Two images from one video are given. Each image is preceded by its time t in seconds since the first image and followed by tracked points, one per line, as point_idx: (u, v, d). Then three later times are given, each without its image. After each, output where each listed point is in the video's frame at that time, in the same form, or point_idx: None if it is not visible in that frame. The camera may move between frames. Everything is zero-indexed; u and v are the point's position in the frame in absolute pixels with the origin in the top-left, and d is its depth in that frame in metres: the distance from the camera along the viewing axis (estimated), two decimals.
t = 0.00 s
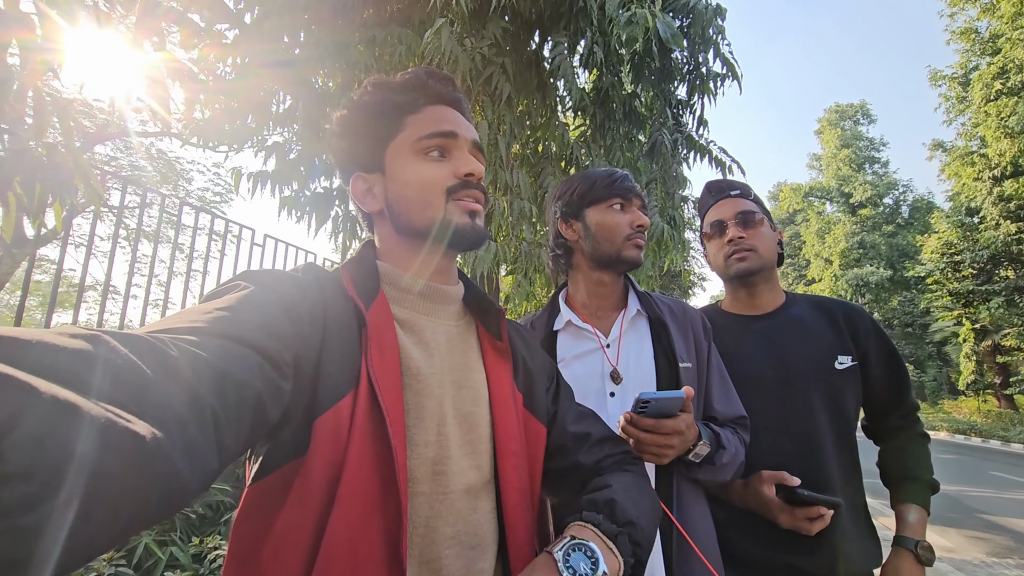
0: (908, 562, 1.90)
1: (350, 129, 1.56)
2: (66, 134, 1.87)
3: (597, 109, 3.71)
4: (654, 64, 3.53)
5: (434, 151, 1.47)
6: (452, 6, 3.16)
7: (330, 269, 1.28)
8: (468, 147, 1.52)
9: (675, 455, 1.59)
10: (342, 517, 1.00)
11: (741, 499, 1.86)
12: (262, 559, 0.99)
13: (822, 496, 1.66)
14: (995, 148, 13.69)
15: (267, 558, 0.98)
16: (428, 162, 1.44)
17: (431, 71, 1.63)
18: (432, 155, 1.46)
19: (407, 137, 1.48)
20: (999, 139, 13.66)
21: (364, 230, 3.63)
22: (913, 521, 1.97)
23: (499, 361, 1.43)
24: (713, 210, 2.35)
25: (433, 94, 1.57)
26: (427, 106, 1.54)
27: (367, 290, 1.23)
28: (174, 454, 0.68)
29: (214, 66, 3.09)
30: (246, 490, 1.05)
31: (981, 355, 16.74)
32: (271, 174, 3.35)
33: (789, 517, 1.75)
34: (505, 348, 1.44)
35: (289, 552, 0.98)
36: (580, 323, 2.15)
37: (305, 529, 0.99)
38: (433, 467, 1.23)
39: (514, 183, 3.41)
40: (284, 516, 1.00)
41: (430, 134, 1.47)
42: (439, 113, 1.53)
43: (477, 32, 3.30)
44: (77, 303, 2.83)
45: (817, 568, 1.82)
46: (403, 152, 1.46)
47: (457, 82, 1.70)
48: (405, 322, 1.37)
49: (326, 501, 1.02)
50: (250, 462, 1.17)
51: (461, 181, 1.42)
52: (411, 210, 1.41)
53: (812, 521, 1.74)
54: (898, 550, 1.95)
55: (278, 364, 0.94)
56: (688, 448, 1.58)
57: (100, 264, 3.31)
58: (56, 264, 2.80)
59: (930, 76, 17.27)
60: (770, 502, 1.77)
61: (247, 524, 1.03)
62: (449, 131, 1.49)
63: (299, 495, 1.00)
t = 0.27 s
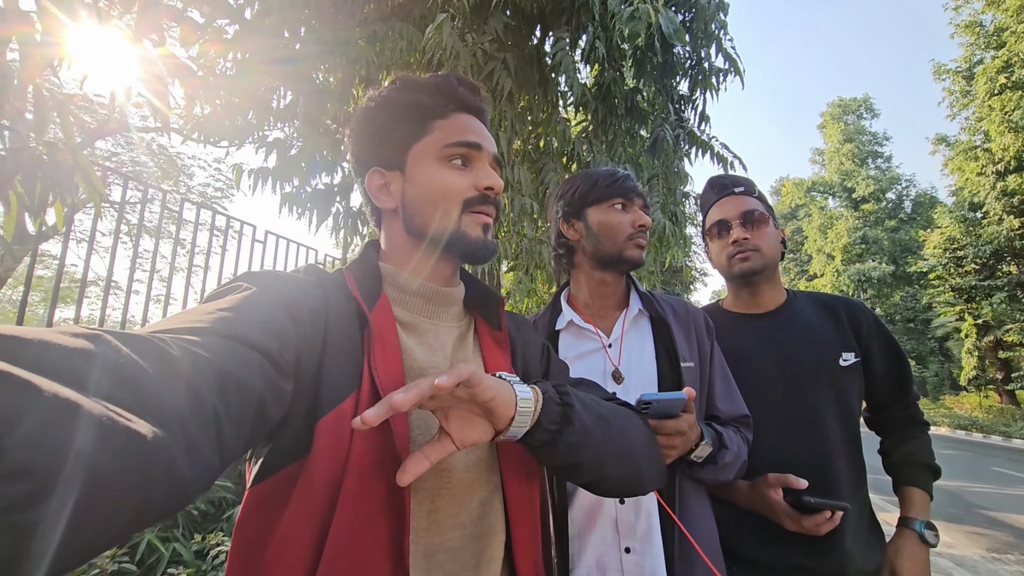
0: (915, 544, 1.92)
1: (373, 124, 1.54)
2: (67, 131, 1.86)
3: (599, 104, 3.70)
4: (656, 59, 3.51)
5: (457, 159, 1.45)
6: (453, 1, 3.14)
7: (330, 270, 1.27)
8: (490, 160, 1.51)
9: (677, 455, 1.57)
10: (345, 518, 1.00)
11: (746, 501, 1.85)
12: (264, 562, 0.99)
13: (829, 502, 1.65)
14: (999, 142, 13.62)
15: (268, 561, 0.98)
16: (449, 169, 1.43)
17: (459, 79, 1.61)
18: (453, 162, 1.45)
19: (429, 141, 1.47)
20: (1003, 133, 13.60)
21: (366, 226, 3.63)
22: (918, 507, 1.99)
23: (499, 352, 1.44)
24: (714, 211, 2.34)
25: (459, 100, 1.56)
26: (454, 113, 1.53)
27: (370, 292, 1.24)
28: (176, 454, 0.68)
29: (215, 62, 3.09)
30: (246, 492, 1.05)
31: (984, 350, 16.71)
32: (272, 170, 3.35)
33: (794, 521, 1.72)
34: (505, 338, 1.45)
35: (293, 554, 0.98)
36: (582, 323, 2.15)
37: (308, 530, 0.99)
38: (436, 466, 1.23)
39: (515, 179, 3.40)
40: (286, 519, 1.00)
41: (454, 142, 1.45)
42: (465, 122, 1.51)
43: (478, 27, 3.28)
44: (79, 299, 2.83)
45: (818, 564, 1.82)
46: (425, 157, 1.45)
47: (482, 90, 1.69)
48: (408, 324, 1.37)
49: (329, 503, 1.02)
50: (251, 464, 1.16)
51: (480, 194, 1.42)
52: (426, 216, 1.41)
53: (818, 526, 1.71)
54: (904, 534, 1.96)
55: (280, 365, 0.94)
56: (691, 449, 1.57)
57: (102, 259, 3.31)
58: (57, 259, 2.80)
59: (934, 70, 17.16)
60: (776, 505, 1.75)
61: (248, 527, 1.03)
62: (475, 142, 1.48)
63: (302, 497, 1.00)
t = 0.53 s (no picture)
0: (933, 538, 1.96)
1: (353, 136, 1.52)
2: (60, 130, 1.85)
3: (596, 102, 3.70)
4: (652, 57, 3.51)
5: (431, 160, 1.42)
6: None
7: (326, 277, 1.28)
8: (467, 155, 1.46)
9: (676, 459, 1.59)
10: (341, 527, 1.01)
11: (753, 506, 1.86)
12: (263, 569, 1.00)
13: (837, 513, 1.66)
14: (995, 138, 13.67)
15: (267, 569, 0.99)
16: (424, 172, 1.40)
17: (432, 77, 1.58)
18: (429, 165, 1.42)
19: (405, 146, 1.45)
20: (998, 129, 13.64)
21: (362, 224, 3.62)
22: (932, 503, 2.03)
23: (495, 355, 1.44)
24: (721, 212, 2.34)
25: (436, 99, 1.52)
26: (425, 113, 1.49)
27: (365, 296, 1.24)
28: (170, 465, 0.68)
29: (209, 60, 3.07)
30: (244, 499, 1.05)
31: (979, 345, 16.79)
32: (267, 170, 3.34)
33: (803, 530, 1.76)
34: (501, 341, 1.46)
35: (289, 564, 0.99)
36: (581, 325, 2.14)
37: (305, 538, 1.00)
38: (433, 472, 1.23)
39: (512, 178, 3.40)
40: (283, 527, 1.00)
41: (428, 143, 1.43)
42: (440, 121, 1.48)
43: (474, 25, 3.27)
44: (75, 298, 2.82)
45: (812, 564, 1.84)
46: (399, 162, 1.43)
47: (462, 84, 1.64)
48: (404, 331, 1.37)
49: (325, 511, 1.02)
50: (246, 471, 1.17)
51: (456, 192, 1.38)
52: (404, 222, 1.39)
53: (828, 533, 1.74)
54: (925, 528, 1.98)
55: (274, 374, 0.94)
56: (690, 452, 1.59)
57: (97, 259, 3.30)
58: (52, 259, 2.78)
59: (930, 66, 17.19)
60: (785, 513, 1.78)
61: (246, 535, 1.03)
62: (447, 140, 1.44)
63: (298, 506, 1.01)
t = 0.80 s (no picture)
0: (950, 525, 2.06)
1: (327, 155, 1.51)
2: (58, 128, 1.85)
3: (593, 100, 3.70)
4: (650, 54, 3.51)
5: (380, 175, 1.35)
6: None
7: (337, 270, 1.27)
8: (415, 160, 1.35)
9: (677, 451, 1.60)
10: (349, 519, 1.01)
11: (759, 498, 1.87)
12: (272, 561, 1.00)
13: (841, 505, 1.65)
14: (988, 137, 13.75)
15: (276, 561, 1.00)
16: (374, 190, 1.35)
17: (378, 66, 1.44)
18: (379, 180, 1.35)
19: (356, 164, 1.39)
20: (992, 128, 13.72)
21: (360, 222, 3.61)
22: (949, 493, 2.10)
23: (503, 361, 1.47)
24: (733, 203, 2.33)
25: (378, 98, 1.41)
26: (373, 119, 1.40)
27: (372, 294, 1.24)
28: (183, 453, 0.68)
29: (205, 57, 3.06)
30: (252, 492, 1.06)
31: (973, 342, 16.89)
32: (265, 167, 3.33)
33: (807, 522, 1.75)
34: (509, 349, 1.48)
35: (299, 553, 0.99)
36: (582, 320, 2.16)
37: (314, 531, 1.00)
38: (437, 469, 1.23)
39: (510, 176, 3.40)
40: (292, 519, 1.01)
41: (373, 157, 1.35)
42: (387, 124, 1.38)
43: (472, 23, 3.26)
44: (72, 296, 2.81)
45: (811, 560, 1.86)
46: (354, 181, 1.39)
47: (419, 57, 1.47)
48: (410, 329, 1.37)
49: (334, 504, 1.03)
50: (253, 462, 1.17)
51: (403, 208, 1.31)
52: (368, 242, 1.38)
53: (832, 525, 1.73)
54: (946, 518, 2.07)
55: (285, 365, 0.94)
56: (691, 443, 1.59)
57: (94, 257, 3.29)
58: (48, 257, 2.77)
59: (925, 64, 17.26)
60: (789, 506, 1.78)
61: (256, 527, 1.04)
62: (392, 150, 1.34)
63: (306, 498, 1.01)
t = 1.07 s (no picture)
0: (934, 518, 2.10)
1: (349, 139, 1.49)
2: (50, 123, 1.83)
3: (590, 97, 3.70)
4: (647, 51, 3.49)
5: (403, 167, 1.35)
6: None
7: (328, 268, 1.27)
8: (441, 161, 1.36)
9: (671, 449, 1.61)
10: (344, 519, 1.01)
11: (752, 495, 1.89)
12: (264, 562, 0.99)
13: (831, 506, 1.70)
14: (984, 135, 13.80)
15: (269, 563, 0.98)
16: (393, 180, 1.34)
17: (421, 65, 1.45)
18: (399, 172, 1.35)
19: (380, 151, 1.38)
20: (987, 126, 13.77)
21: (356, 219, 3.60)
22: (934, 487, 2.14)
23: (492, 357, 1.47)
24: (738, 201, 2.32)
25: (415, 94, 1.41)
26: (407, 111, 1.40)
27: (365, 292, 1.23)
28: (175, 454, 0.68)
29: (200, 51, 3.03)
30: (245, 491, 1.05)
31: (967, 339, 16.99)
32: (260, 163, 3.31)
33: (797, 522, 1.78)
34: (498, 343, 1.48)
35: (297, 553, 0.99)
36: (577, 318, 2.16)
37: (308, 530, 1.00)
38: (431, 466, 1.23)
39: (506, 172, 3.39)
40: (286, 520, 1.00)
41: (398, 150, 1.35)
42: (420, 121, 1.38)
43: (468, 19, 3.25)
44: (65, 292, 2.79)
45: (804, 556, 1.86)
46: (375, 166, 1.38)
47: (462, 65, 1.49)
48: (403, 326, 1.37)
49: (328, 504, 1.02)
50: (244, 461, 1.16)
51: (419, 204, 1.31)
52: (374, 230, 1.37)
53: (821, 525, 1.76)
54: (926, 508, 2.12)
55: (277, 365, 0.94)
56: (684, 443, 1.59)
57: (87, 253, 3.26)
58: (41, 253, 2.75)
59: (921, 62, 17.30)
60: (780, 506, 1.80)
61: (247, 528, 1.03)
62: (420, 146, 1.35)
63: (300, 499, 1.00)
